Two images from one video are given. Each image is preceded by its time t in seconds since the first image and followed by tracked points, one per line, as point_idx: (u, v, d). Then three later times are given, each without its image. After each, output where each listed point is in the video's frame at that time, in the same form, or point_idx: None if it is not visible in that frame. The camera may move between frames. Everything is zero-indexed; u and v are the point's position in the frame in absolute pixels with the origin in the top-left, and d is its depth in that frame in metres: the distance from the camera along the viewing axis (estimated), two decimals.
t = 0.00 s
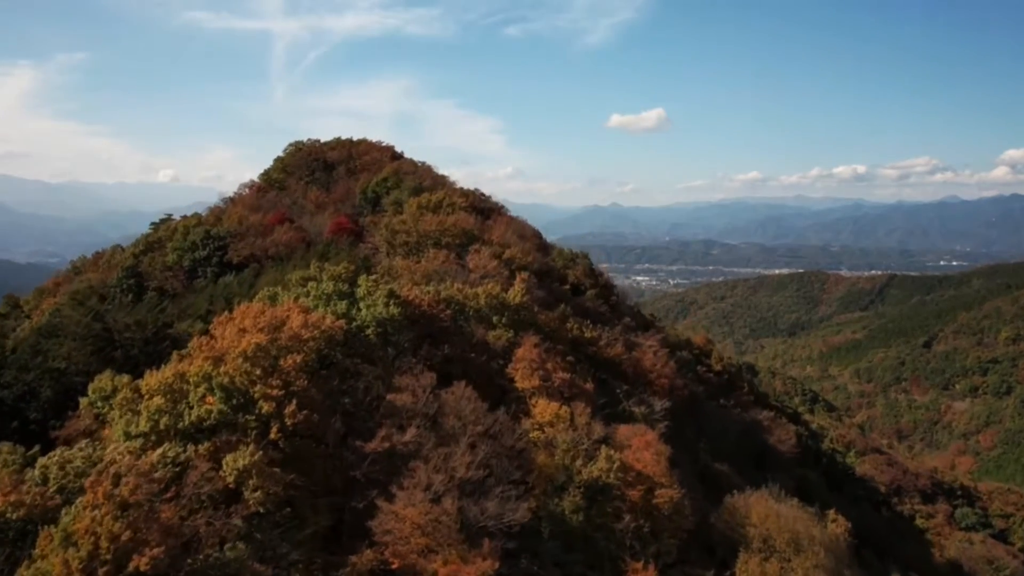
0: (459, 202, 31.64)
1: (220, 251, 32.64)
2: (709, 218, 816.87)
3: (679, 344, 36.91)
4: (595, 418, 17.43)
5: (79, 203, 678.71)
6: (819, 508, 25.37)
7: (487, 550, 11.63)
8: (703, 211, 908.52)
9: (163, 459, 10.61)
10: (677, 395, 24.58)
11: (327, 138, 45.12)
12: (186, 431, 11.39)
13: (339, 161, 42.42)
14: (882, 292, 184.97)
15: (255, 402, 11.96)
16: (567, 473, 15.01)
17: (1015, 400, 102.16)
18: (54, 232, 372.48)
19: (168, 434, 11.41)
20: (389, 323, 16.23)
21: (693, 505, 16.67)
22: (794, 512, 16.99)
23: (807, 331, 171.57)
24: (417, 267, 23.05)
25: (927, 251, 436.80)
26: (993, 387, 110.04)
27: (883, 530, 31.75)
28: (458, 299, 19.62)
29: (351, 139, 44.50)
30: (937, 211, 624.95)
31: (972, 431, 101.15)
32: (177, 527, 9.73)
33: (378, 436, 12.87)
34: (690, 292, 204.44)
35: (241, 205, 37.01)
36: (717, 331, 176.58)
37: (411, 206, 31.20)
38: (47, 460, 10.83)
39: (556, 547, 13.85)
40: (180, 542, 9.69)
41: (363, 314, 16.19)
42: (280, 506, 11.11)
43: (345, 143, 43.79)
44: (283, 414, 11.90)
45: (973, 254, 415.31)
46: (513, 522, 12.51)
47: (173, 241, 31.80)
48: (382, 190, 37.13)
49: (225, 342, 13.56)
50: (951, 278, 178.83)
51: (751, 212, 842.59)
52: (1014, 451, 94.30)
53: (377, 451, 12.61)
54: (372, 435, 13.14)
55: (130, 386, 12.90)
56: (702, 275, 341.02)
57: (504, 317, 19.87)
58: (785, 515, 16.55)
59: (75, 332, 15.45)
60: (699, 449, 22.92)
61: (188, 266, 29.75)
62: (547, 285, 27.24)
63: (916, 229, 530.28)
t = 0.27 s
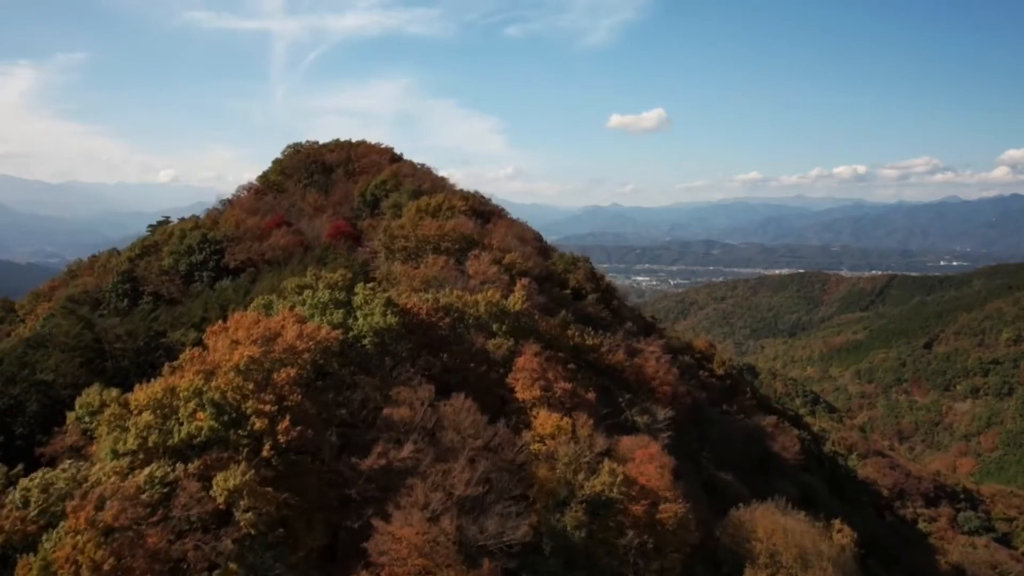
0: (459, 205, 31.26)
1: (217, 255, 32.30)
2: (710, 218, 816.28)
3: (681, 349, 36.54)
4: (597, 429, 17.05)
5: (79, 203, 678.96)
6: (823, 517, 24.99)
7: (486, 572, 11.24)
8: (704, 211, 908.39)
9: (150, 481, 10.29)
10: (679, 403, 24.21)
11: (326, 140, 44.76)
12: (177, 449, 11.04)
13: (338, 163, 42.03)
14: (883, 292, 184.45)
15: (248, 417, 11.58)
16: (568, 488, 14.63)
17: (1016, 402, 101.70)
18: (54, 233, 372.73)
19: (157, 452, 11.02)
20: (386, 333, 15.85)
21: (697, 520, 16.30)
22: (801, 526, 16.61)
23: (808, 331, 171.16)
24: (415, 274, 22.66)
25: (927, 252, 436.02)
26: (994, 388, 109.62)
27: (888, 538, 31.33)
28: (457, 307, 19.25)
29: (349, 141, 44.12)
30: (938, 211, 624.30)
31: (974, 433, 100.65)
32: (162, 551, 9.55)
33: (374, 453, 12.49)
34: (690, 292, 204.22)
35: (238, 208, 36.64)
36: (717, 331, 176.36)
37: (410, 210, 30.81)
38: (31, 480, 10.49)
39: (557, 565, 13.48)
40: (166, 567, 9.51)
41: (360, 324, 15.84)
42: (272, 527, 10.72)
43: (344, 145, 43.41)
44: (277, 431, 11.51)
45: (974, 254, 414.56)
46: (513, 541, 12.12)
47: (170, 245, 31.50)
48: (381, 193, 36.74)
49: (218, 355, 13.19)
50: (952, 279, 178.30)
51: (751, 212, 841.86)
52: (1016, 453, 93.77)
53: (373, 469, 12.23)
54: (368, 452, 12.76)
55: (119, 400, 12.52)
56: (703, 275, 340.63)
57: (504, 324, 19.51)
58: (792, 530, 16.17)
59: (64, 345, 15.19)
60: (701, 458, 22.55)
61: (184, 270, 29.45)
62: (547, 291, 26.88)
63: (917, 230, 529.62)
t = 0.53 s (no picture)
0: (459, 209, 30.84)
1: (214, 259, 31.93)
2: (710, 218, 815.90)
3: (683, 354, 36.12)
4: (600, 442, 16.64)
5: (79, 203, 678.83)
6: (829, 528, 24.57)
7: None
8: (704, 211, 908.11)
9: (137, 504, 9.92)
10: (682, 411, 23.81)
11: (325, 142, 44.40)
12: (165, 468, 10.67)
13: (336, 165, 41.62)
14: (883, 292, 184.01)
15: (239, 435, 11.21)
16: (571, 503, 14.24)
17: (1018, 403, 101.27)
18: (54, 233, 372.93)
19: (145, 471, 10.65)
20: (383, 343, 15.47)
21: (702, 535, 15.90)
22: (807, 541, 16.21)
23: (808, 332, 170.77)
24: (414, 281, 22.26)
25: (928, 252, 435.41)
26: (995, 389, 109.22)
27: (892, 547, 30.91)
28: (457, 315, 18.86)
29: (348, 143, 43.74)
30: (938, 211, 623.84)
31: (975, 434, 100.21)
32: None
33: (370, 470, 12.12)
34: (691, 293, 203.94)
35: (235, 212, 36.23)
36: (717, 332, 176.08)
37: (409, 214, 30.44)
38: (13, 502, 10.12)
39: None
40: None
41: (356, 335, 15.46)
42: (263, 549, 10.33)
43: (343, 147, 43.01)
44: (269, 448, 11.14)
45: (975, 254, 414.00)
46: (513, 562, 11.73)
47: (166, 249, 31.13)
48: (380, 196, 36.30)
49: (209, 368, 12.80)
50: (953, 279, 177.87)
51: (751, 212, 841.36)
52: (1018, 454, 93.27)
53: (369, 487, 11.85)
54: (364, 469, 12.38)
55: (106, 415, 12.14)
56: (703, 275, 340.28)
57: (504, 333, 19.12)
58: (799, 545, 15.78)
59: (52, 358, 15.04)
60: (704, 467, 22.15)
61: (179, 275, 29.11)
62: (548, 296, 26.50)
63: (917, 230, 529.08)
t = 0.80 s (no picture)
0: (458, 213, 30.46)
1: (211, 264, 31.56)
2: (710, 218, 815.71)
3: (685, 359, 35.75)
4: (602, 455, 16.26)
5: (79, 203, 678.80)
6: (834, 538, 24.22)
7: None
8: (704, 211, 907.54)
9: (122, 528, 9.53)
10: (685, 419, 23.45)
11: (323, 144, 44.02)
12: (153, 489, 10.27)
13: (335, 168, 41.23)
14: (884, 293, 183.66)
15: (230, 453, 10.81)
16: (573, 519, 13.83)
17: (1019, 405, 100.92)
18: (54, 233, 373.21)
19: (132, 492, 10.25)
20: (380, 355, 15.09)
21: (707, 551, 15.54)
22: (814, 557, 15.83)
23: (809, 332, 170.44)
24: (413, 288, 21.88)
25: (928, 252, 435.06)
26: (997, 390, 108.88)
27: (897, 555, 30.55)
28: (456, 323, 18.48)
29: (347, 145, 43.38)
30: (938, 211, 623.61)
31: (976, 435, 99.84)
32: None
33: (366, 490, 11.74)
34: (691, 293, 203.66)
35: (232, 215, 35.85)
36: (717, 333, 175.82)
37: (407, 217, 30.05)
38: None
39: None
40: None
41: (353, 346, 15.09)
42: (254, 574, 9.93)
43: (341, 150, 42.64)
44: (261, 468, 10.74)
45: (975, 254, 413.69)
46: None
47: (161, 254, 30.77)
48: (379, 200, 35.88)
49: (200, 383, 12.40)
50: (954, 279, 177.48)
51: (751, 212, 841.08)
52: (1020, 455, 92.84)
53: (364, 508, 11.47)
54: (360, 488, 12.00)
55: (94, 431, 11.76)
56: (703, 275, 340.04)
57: (504, 341, 18.75)
58: (806, 562, 15.40)
59: (39, 371, 14.71)
60: (708, 477, 21.79)
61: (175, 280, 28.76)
62: (549, 302, 26.13)
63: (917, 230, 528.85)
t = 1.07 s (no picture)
0: (458, 217, 30.08)
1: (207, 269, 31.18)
2: (709, 218, 815.89)
3: (687, 364, 35.36)
4: (605, 469, 15.88)
5: (81, 203, 680.98)
6: (839, 548, 23.84)
7: None
8: (704, 211, 906.96)
9: (105, 556, 9.15)
10: (687, 427, 23.09)
11: (321, 146, 43.61)
12: (137, 512, 9.89)
13: (333, 170, 40.85)
14: (884, 293, 183.37)
15: (220, 474, 10.42)
16: (574, 536, 13.40)
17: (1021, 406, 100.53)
18: (54, 233, 373.70)
19: (117, 516, 9.86)
20: (376, 366, 14.73)
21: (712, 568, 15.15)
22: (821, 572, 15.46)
23: (809, 333, 170.11)
24: (411, 295, 21.51)
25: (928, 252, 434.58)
26: (997, 391, 108.60)
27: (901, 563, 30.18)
28: (455, 332, 18.09)
29: (345, 147, 43.02)
30: (937, 211, 623.44)
31: (977, 437, 99.45)
32: None
33: (360, 511, 11.40)
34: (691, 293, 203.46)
35: (229, 218, 35.46)
36: (717, 333, 175.55)
37: (406, 221, 29.68)
38: None
39: None
40: None
41: (349, 357, 14.73)
42: None
43: (340, 152, 42.26)
44: (251, 489, 10.37)
45: (975, 254, 413.32)
46: None
47: (157, 258, 30.39)
48: (378, 203, 35.45)
49: (189, 399, 12.01)
50: (954, 280, 177.02)
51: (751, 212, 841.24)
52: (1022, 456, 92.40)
53: (358, 530, 11.15)
54: (353, 508, 11.62)
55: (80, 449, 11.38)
56: (703, 275, 339.76)
57: (504, 350, 18.39)
58: None
59: (25, 384, 14.30)
60: (712, 487, 21.46)
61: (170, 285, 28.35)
62: (549, 308, 25.76)
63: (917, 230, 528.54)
